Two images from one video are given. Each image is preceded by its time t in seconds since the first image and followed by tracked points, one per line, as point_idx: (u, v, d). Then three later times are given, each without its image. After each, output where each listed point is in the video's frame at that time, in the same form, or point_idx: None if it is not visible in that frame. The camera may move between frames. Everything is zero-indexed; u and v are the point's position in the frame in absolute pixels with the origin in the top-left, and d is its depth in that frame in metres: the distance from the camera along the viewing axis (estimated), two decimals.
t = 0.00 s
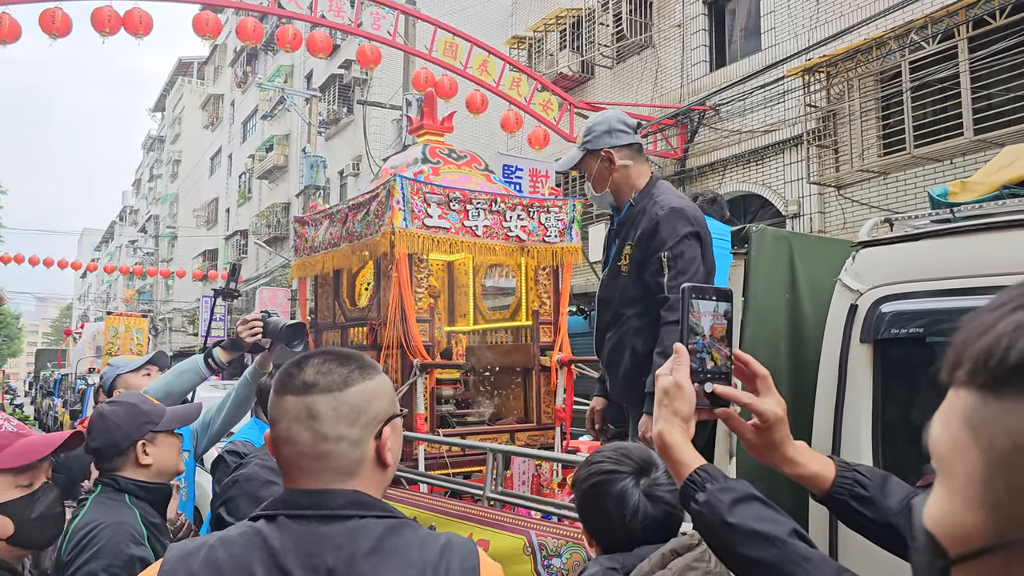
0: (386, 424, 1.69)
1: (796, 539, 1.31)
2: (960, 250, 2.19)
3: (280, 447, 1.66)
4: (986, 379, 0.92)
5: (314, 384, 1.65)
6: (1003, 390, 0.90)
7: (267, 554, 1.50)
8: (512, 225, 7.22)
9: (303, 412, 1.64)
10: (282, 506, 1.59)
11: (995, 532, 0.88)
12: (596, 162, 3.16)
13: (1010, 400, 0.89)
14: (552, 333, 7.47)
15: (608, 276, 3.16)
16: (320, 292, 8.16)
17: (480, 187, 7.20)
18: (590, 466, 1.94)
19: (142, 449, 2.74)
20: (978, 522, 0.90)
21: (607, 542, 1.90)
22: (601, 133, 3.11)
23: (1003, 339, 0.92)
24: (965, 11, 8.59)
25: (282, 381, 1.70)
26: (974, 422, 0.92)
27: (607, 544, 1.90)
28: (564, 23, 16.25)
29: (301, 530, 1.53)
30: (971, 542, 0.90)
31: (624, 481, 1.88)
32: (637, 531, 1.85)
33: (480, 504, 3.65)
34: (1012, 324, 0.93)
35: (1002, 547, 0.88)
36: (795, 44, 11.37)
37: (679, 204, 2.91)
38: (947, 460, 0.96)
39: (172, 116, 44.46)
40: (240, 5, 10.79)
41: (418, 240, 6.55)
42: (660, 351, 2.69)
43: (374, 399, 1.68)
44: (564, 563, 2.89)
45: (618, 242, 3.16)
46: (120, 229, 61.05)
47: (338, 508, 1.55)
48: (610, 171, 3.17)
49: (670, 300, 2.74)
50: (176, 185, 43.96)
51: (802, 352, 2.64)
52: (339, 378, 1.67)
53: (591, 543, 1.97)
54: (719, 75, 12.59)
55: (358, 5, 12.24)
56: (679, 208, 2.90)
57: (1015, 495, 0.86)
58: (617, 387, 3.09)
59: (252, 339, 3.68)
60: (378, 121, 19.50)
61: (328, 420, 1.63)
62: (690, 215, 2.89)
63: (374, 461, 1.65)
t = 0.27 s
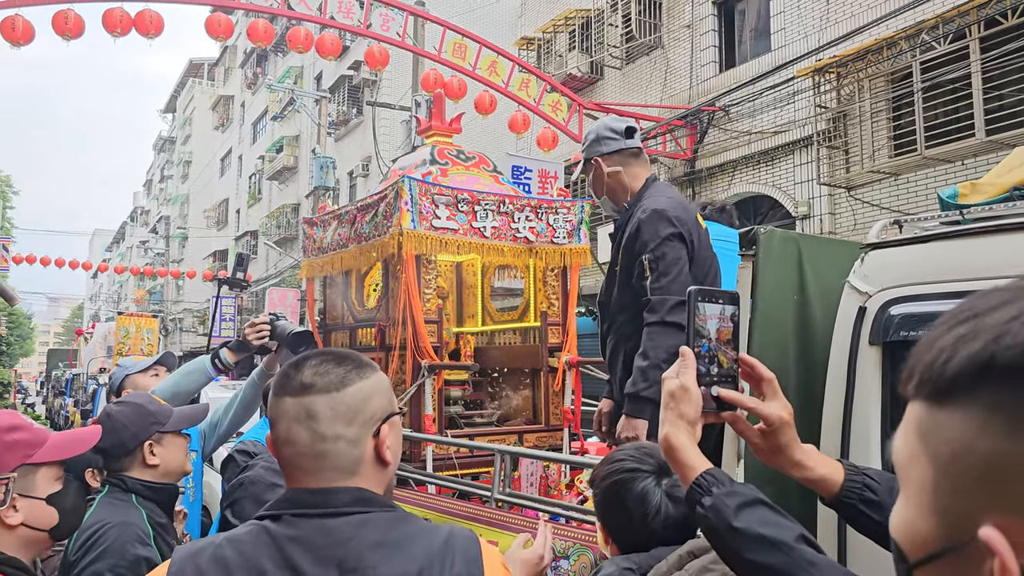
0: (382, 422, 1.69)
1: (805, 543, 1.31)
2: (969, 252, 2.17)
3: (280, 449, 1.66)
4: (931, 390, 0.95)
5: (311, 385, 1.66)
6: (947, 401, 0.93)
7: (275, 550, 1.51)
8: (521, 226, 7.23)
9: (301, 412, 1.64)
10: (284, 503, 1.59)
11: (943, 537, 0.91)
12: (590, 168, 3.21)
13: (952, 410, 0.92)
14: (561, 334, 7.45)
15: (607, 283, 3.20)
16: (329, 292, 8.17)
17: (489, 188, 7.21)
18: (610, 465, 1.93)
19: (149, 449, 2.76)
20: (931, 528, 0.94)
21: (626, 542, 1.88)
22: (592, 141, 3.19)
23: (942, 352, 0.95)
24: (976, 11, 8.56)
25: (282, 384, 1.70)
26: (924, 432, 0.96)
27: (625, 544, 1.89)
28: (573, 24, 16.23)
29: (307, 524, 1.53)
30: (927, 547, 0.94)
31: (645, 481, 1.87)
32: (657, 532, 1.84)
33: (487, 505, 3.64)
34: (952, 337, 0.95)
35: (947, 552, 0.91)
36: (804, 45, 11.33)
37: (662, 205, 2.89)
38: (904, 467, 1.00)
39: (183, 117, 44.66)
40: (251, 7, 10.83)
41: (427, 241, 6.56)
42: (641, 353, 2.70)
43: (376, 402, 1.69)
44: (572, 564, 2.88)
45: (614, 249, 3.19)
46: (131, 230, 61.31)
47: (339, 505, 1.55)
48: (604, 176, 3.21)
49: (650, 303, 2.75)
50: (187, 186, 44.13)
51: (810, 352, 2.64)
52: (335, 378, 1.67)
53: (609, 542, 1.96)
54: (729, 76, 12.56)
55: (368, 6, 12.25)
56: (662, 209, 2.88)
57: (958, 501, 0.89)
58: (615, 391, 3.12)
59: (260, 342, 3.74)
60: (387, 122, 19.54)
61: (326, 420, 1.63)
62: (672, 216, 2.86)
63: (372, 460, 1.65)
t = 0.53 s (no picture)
0: (396, 424, 1.70)
1: (823, 549, 1.31)
2: (984, 258, 2.17)
3: (296, 454, 1.67)
4: (869, 388, 0.86)
5: (324, 390, 1.66)
6: (881, 398, 0.84)
7: (304, 550, 1.53)
8: (531, 229, 7.25)
9: (316, 417, 1.65)
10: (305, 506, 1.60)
11: (876, 534, 0.84)
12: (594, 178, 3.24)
13: (884, 410, 0.83)
14: (572, 336, 7.45)
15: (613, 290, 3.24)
16: (340, 294, 8.19)
17: (499, 191, 7.22)
18: (640, 467, 1.92)
19: (162, 452, 2.78)
20: (866, 525, 0.86)
21: (654, 545, 1.86)
22: (594, 151, 3.22)
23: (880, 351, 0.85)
24: (987, 13, 8.53)
25: (294, 390, 1.71)
26: (864, 428, 0.87)
27: (652, 547, 1.86)
28: (581, 25, 16.24)
29: (331, 525, 1.55)
30: (863, 545, 0.87)
31: (675, 482, 1.85)
32: (686, 534, 1.81)
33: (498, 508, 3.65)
34: (888, 336, 0.84)
35: (880, 550, 0.85)
36: (814, 47, 11.30)
37: (656, 210, 2.89)
38: (849, 460, 0.91)
39: (192, 118, 44.83)
40: (261, 8, 10.87)
41: (437, 244, 6.57)
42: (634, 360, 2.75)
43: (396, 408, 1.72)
44: (585, 568, 2.87)
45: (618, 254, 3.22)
46: (140, 231, 61.59)
47: (361, 505, 1.57)
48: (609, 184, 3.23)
49: (642, 310, 2.78)
50: (195, 186, 44.27)
51: (823, 357, 2.63)
52: (347, 384, 1.68)
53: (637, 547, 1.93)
54: (738, 78, 12.54)
55: (377, 7, 12.28)
56: (655, 215, 2.88)
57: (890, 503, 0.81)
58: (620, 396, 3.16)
59: (272, 345, 3.76)
60: (396, 123, 19.57)
61: (341, 423, 1.64)
62: (665, 221, 2.86)
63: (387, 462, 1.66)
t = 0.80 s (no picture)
0: (417, 433, 1.71)
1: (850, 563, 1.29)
2: (1001, 268, 2.17)
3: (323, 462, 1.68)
4: (881, 411, 0.92)
5: (348, 401, 1.68)
6: (894, 420, 0.90)
7: (332, 559, 1.53)
8: (540, 233, 7.26)
9: (341, 427, 1.67)
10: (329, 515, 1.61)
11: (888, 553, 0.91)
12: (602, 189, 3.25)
13: (896, 434, 0.89)
14: (580, 341, 7.46)
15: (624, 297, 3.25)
16: (348, 298, 8.19)
17: (508, 196, 7.23)
18: (672, 476, 1.94)
19: (175, 457, 2.78)
20: (879, 544, 0.92)
21: (681, 553, 1.86)
22: (603, 161, 3.22)
23: (891, 376, 0.91)
24: (994, 17, 8.53)
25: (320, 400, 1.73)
26: (876, 450, 0.94)
27: (678, 555, 1.87)
28: (586, 28, 16.23)
29: (357, 532, 1.56)
30: (876, 563, 0.93)
31: (704, 492, 1.86)
32: (712, 545, 1.81)
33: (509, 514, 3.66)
34: (899, 360, 0.90)
35: (892, 568, 0.91)
36: (819, 50, 11.30)
37: (664, 218, 2.89)
38: (864, 482, 0.98)
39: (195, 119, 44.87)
40: (266, 11, 10.88)
41: (446, 248, 6.57)
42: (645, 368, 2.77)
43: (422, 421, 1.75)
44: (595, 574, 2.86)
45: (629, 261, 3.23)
46: (142, 231, 61.67)
47: (386, 513, 1.58)
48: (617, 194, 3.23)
49: (652, 317, 2.78)
50: (198, 187, 44.30)
51: (838, 364, 2.64)
52: (368, 395, 1.70)
53: (663, 555, 1.94)
54: (743, 81, 12.54)
55: (382, 9, 12.28)
56: (663, 222, 2.88)
57: (903, 522, 0.88)
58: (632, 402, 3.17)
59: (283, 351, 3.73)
60: (399, 125, 19.58)
61: (366, 433, 1.66)
62: (673, 228, 2.86)
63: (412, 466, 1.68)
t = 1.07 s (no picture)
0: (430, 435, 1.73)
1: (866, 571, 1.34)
2: (1009, 273, 2.18)
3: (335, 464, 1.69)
4: (932, 424, 0.88)
5: (362, 404, 1.69)
6: (946, 434, 0.86)
7: (346, 561, 1.55)
8: (543, 235, 7.27)
9: (355, 429, 1.68)
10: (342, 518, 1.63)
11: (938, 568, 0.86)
12: (619, 186, 3.22)
13: (948, 448, 0.85)
14: (581, 342, 7.46)
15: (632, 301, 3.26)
16: (349, 298, 8.18)
17: (510, 198, 7.23)
18: (680, 481, 1.95)
19: (182, 458, 2.77)
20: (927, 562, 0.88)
21: (693, 558, 1.89)
22: (615, 159, 3.20)
23: (942, 389, 0.87)
24: (993, 22, 8.55)
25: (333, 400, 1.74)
26: (924, 463, 0.90)
27: (691, 560, 1.89)
28: (585, 30, 16.24)
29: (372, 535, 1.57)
30: None
31: (716, 496, 1.88)
32: (727, 549, 1.84)
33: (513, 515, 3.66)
34: (953, 372, 0.86)
35: None
36: (819, 53, 11.32)
37: (676, 220, 2.91)
38: (909, 497, 0.94)
39: (192, 118, 44.83)
40: (266, 10, 10.87)
41: (449, 249, 6.57)
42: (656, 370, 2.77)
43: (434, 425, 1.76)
44: None
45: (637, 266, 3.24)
46: (139, 231, 61.55)
47: (400, 516, 1.60)
48: (633, 191, 3.22)
49: (663, 319, 2.79)
50: (195, 187, 44.24)
51: (844, 368, 2.65)
52: (383, 396, 1.72)
53: (673, 559, 1.95)
54: (742, 84, 12.55)
55: (381, 10, 12.28)
56: (674, 224, 2.90)
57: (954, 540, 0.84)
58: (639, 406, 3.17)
59: (286, 349, 3.75)
60: (398, 126, 19.57)
61: (380, 436, 1.67)
62: (685, 230, 2.88)
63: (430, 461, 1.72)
